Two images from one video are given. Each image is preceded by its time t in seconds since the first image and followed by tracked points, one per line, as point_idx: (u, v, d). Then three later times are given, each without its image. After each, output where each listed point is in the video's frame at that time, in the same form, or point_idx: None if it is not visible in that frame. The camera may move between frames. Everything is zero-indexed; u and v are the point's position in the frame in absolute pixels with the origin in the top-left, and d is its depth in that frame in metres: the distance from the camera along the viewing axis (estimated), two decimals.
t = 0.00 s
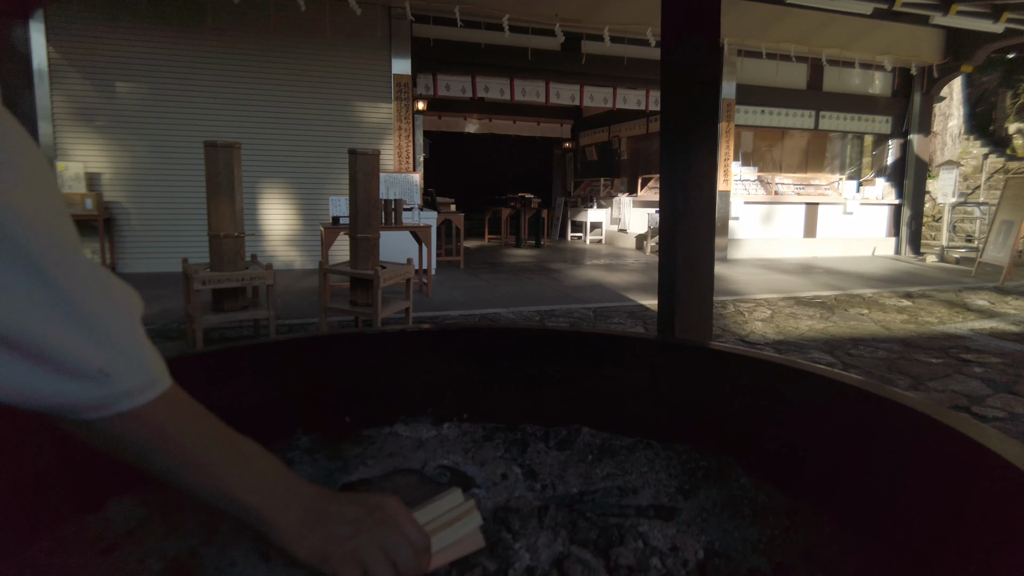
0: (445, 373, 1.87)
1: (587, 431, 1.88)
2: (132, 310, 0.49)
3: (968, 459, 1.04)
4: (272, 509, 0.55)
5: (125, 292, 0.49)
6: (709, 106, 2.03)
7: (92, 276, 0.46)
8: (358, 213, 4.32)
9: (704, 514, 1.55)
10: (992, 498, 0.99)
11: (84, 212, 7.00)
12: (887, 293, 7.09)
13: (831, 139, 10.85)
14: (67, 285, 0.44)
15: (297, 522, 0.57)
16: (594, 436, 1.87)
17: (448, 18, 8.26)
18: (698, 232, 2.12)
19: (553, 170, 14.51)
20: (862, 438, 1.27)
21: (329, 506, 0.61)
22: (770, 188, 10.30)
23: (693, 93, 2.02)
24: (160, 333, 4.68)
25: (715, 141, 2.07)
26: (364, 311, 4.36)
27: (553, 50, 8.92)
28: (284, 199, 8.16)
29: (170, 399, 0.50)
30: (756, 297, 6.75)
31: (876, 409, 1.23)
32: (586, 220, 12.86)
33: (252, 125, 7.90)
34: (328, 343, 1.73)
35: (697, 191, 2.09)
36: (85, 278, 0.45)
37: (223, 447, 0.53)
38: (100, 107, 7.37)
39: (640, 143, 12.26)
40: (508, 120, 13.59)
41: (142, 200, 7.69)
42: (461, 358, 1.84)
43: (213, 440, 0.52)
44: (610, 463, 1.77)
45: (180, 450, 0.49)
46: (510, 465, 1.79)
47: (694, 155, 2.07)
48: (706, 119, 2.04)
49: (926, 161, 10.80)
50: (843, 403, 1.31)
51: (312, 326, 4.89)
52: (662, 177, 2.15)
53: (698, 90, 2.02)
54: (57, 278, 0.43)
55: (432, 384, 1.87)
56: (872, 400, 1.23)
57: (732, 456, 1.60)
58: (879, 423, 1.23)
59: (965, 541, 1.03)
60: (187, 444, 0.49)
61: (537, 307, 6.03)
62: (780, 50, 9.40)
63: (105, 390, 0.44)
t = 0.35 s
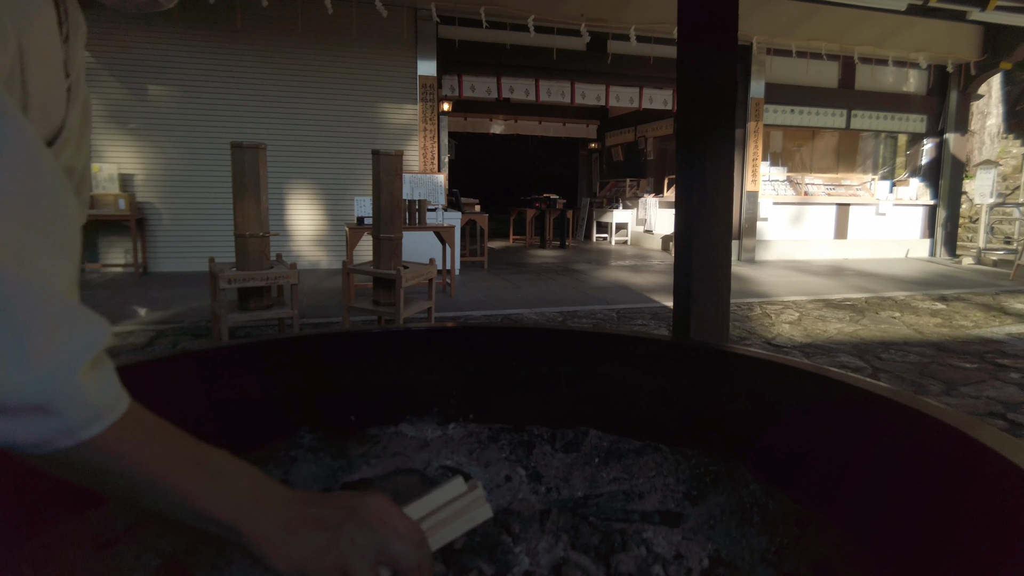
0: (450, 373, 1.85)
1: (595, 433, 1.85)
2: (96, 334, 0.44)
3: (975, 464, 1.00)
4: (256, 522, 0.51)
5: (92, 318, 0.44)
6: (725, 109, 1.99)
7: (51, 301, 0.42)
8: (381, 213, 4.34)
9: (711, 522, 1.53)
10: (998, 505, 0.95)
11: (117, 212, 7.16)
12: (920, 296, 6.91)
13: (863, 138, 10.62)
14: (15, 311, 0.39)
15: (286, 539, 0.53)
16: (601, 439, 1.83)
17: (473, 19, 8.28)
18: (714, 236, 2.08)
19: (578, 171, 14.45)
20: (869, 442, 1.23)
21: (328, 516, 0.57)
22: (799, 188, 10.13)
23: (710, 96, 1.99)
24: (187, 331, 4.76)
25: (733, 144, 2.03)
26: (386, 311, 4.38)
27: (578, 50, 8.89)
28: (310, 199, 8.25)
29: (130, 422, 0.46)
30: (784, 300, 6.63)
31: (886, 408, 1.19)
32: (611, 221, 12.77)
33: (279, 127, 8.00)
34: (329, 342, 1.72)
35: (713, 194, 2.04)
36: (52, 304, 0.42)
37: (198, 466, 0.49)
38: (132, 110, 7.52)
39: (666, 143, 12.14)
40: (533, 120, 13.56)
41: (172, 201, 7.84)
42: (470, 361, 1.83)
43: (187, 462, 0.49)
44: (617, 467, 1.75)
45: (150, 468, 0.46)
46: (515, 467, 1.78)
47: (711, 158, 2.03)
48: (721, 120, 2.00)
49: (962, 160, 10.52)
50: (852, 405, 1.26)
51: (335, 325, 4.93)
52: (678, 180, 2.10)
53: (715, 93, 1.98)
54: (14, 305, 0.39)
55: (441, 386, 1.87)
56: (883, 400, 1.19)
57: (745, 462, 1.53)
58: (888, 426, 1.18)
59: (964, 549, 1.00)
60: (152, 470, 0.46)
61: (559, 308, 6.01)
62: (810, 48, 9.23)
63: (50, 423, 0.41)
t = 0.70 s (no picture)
0: (465, 373, 1.85)
1: (611, 436, 1.82)
2: (96, 337, 0.43)
3: (979, 462, 1.01)
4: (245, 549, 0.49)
5: (95, 317, 0.43)
6: (744, 111, 1.98)
7: (56, 296, 0.41)
8: (403, 213, 4.35)
9: (730, 528, 1.51)
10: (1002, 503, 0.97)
11: (147, 212, 7.30)
12: (953, 299, 6.74)
13: (894, 138, 10.42)
14: (10, 308, 0.39)
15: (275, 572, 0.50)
16: (617, 441, 1.81)
17: (498, 20, 8.29)
18: (735, 239, 2.05)
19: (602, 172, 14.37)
20: (876, 443, 1.24)
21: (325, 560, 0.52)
22: (828, 188, 9.96)
23: (730, 95, 1.97)
24: (213, 330, 4.82)
25: (753, 144, 2.01)
26: (408, 310, 4.40)
27: (603, 49, 8.86)
28: (335, 200, 8.32)
29: (124, 431, 0.46)
30: (811, 302, 6.52)
31: (890, 409, 1.19)
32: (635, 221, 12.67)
33: (306, 128, 8.09)
34: (344, 340, 1.72)
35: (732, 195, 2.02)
36: (50, 301, 0.41)
37: (189, 488, 0.48)
38: (163, 113, 7.67)
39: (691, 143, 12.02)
40: (557, 120, 13.54)
41: (200, 201, 7.96)
42: (486, 362, 1.83)
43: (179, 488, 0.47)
44: (633, 469, 1.73)
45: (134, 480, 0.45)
46: (529, 469, 1.78)
47: (730, 159, 2.00)
48: (742, 120, 1.98)
49: (998, 160, 10.25)
50: (869, 409, 1.24)
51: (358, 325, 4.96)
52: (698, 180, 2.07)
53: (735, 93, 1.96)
54: (12, 301, 0.39)
55: (457, 387, 1.87)
56: (889, 400, 1.19)
57: (755, 463, 1.53)
58: (893, 427, 1.19)
59: (974, 552, 1.01)
60: (139, 487, 0.45)
61: (582, 309, 5.98)
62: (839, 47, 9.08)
63: (28, 424, 0.40)
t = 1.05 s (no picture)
0: (481, 376, 1.84)
1: (627, 438, 1.82)
2: (148, 341, 0.44)
3: (983, 457, 1.03)
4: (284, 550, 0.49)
5: (148, 323, 0.45)
6: (764, 113, 1.96)
7: (113, 299, 0.43)
8: (422, 214, 4.37)
9: (746, 533, 1.51)
10: (1005, 496, 0.98)
11: (171, 212, 7.42)
12: (980, 301, 6.61)
13: (920, 137, 10.24)
14: (76, 316, 0.40)
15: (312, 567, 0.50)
16: (633, 444, 1.80)
17: (517, 21, 8.29)
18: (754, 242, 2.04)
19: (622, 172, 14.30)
20: (893, 449, 1.22)
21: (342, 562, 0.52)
22: (851, 189, 9.83)
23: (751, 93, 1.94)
24: (235, 329, 4.89)
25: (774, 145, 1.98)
26: (426, 310, 4.42)
27: (622, 49, 8.83)
28: (355, 200, 8.39)
29: (172, 435, 0.46)
30: (833, 304, 6.43)
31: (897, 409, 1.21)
32: (654, 222, 12.60)
33: (327, 129, 8.16)
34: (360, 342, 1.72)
35: (751, 196, 2.00)
36: (107, 306, 0.42)
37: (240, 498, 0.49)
38: (187, 114, 7.79)
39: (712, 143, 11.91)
40: (576, 120, 13.51)
41: (223, 202, 8.07)
42: (503, 366, 1.83)
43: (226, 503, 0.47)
44: (649, 473, 1.73)
45: (184, 484, 0.45)
46: (544, 471, 1.79)
47: (751, 160, 1.98)
48: (762, 123, 1.96)
49: None
50: (886, 415, 1.23)
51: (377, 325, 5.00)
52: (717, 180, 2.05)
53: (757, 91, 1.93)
54: (79, 309, 0.41)
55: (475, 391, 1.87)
56: (901, 404, 1.19)
57: (772, 468, 1.51)
58: (903, 428, 1.20)
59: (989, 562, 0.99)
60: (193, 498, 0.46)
61: (601, 310, 5.96)
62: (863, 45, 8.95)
63: (89, 427, 0.41)
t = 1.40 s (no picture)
0: (496, 384, 1.86)
1: (640, 446, 1.82)
2: (183, 359, 0.46)
3: (977, 464, 1.06)
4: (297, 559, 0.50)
5: (183, 339, 0.46)
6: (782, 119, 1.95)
7: (150, 315, 0.45)
8: (439, 216, 4.40)
9: (758, 543, 1.52)
10: (1003, 504, 1.01)
11: (192, 214, 7.52)
12: (1003, 305, 6.50)
13: (942, 138, 10.10)
14: (119, 333, 0.42)
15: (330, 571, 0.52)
16: (647, 452, 1.81)
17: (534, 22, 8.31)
18: (771, 248, 2.03)
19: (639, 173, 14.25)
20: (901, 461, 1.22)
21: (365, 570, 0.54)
22: (872, 190, 9.71)
23: (767, 95, 1.93)
24: (255, 329, 4.95)
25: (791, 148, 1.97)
26: (443, 312, 4.45)
27: (640, 50, 8.81)
28: (373, 202, 8.45)
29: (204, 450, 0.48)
30: (853, 307, 6.36)
31: (891, 418, 1.23)
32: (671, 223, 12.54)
33: (345, 131, 8.23)
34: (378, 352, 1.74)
35: (769, 199, 1.99)
36: (146, 324, 0.44)
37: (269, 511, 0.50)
38: (209, 117, 7.90)
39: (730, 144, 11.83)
40: (593, 121, 13.49)
41: (243, 204, 8.17)
42: (517, 373, 1.84)
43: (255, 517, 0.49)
44: (662, 481, 1.74)
45: (213, 494, 0.47)
46: (558, 478, 1.80)
47: (766, 163, 1.97)
48: (781, 129, 1.95)
49: None
50: (892, 427, 1.23)
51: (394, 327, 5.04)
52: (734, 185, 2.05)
53: (773, 92, 1.93)
54: (121, 324, 0.42)
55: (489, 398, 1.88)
56: (906, 416, 1.20)
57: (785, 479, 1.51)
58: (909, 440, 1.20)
59: None
60: (222, 509, 0.47)
61: (617, 312, 5.95)
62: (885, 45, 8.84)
63: (129, 439, 0.42)
